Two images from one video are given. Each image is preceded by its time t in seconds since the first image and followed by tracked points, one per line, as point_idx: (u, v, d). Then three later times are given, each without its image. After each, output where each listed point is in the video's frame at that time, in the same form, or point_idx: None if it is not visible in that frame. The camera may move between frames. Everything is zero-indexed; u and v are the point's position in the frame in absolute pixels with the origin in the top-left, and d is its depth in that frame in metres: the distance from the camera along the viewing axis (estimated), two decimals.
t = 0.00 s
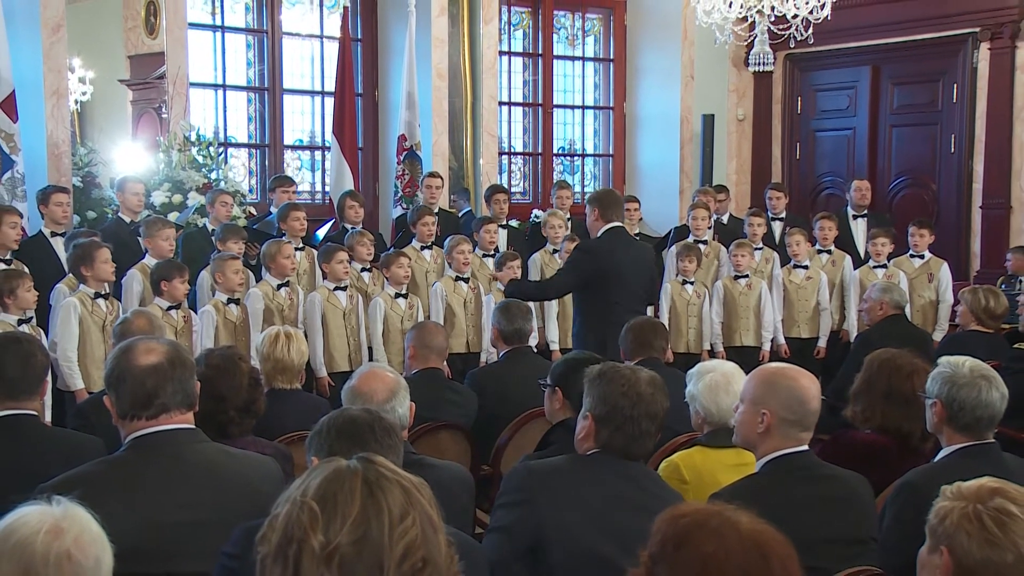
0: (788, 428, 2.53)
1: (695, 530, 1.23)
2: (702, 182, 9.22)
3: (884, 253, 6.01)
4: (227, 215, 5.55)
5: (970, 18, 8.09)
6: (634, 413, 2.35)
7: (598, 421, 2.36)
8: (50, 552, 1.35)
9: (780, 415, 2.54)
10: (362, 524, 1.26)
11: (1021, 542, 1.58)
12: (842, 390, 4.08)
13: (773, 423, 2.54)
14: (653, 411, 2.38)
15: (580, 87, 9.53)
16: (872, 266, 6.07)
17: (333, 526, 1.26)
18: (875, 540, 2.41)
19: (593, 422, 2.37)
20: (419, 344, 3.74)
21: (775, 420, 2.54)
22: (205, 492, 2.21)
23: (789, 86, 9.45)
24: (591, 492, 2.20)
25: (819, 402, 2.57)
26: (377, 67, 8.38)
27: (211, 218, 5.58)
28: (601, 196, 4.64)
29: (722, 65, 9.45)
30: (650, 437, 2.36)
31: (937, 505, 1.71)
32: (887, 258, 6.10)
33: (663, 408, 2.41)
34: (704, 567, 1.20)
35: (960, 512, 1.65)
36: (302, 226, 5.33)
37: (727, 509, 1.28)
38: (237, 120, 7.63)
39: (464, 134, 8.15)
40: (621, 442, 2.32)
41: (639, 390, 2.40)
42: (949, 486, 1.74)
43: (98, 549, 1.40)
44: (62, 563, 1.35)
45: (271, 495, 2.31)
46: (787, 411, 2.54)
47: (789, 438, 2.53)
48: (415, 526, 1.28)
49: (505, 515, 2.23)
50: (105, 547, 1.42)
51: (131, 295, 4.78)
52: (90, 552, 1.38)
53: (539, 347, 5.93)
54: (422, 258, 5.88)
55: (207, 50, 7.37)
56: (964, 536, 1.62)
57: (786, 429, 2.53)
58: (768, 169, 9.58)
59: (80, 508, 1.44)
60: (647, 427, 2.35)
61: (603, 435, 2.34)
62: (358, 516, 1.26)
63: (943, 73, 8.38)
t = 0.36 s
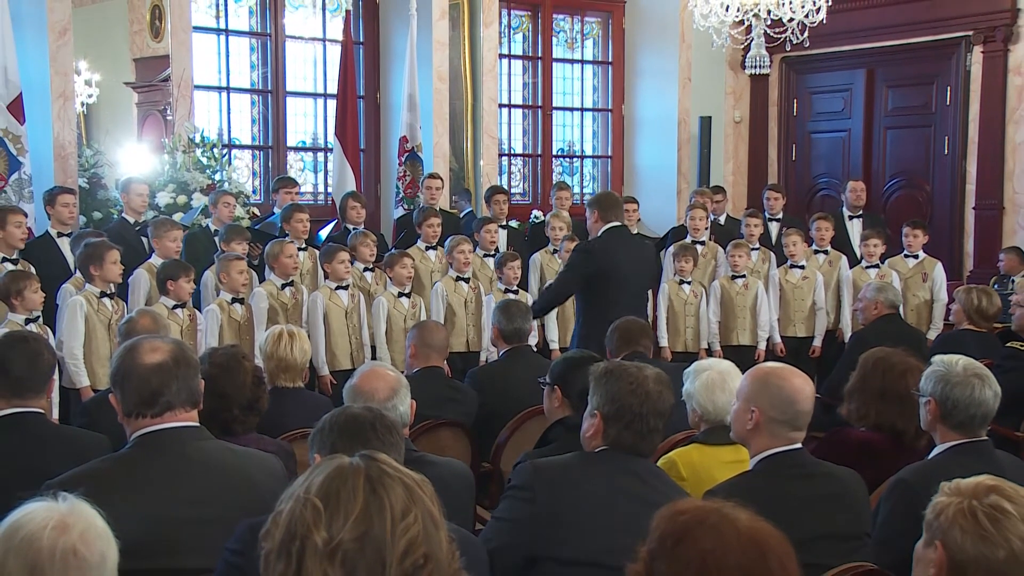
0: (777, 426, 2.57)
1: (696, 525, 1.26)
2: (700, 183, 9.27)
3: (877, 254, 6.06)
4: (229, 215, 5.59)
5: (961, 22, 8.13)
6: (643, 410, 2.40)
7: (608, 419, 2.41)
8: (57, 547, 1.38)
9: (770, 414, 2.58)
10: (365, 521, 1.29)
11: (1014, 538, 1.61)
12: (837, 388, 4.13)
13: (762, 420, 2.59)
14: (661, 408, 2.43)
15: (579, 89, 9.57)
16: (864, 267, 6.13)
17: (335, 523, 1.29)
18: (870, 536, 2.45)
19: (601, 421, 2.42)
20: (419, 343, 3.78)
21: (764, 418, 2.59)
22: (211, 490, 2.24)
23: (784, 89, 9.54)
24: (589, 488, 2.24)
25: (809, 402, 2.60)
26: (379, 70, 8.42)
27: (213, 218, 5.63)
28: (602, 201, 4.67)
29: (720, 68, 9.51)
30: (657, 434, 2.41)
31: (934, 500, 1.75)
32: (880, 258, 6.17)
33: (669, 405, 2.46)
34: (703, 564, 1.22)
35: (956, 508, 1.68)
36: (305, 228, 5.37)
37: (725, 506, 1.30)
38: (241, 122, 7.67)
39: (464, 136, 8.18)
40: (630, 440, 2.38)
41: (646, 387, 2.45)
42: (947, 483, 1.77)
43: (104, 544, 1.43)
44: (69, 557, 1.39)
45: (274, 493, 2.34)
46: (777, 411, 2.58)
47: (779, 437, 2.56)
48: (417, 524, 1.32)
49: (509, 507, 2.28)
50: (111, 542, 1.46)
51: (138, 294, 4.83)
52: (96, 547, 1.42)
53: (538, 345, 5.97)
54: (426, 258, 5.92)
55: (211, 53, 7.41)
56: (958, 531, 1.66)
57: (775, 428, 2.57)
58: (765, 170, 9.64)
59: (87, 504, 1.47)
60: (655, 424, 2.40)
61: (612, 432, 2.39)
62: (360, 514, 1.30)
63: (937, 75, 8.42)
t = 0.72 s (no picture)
0: (771, 424, 2.58)
1: (695, 524, 1.26)
2: (699, 184, 9.27)
3: (875, 254, 6.07)
4: (228, 215, 5.59)
5: (960, 22, 8.13)
6: (616, 411, 2.39)
7: (582, 423, 2.40)
8: (57, 548, 1.39)
9: (763, 410, 2.60)
10: (364, 521, 1.30)
11: (1012, 538, 1.61)
12: (836, 387, 4.14)
13: (756, 415, 2.61)
14: (634, 408, 2.42)
15: (578, 89, 9.57)
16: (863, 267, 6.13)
17: (334, 524, 1.29)
18: (870, 536, 2.45)
19: (576, 425, 2.42)
20: (419, 343, 3.78)
21: (758, 414, 2.61)
22: (211, 491, 2.24)
23: (783, 89, 9.55)
24: (586, 490, 2.25)
25: (807, 401, 2.61)
26: (379, 70, 8.42)
27: (212, 218, 5.62)
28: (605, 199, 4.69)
29: (719, 68, 9.52)
30: (633, 434, 2.39)
31: (934, 500, 1.75)
32: (879, 258, 6.17)
33: (642, 403, 2.45)
34: (702, 563, 1.23)
35: (954, 507, 1.69)
36: (306, 228, 5.38)
37: (724, 506, 1.31)
38: (241, 123, 7.67)
39: (464, 136, 8.19)
40: (604, 441, 2.36)
41: (617, 388, 2.44)
42: (946, 482, 1.78)
43: (104, 543, 1.44)
44: (70, 557, 1.39)
45: (275, 492, 2.34)
46: (771, 406, 2.60)
47: (776, 436, 2.57)
48: (416, 523, 1.32)
49: (491, 513, 2.29)
50: (110, 542, 1.46)
51: (139, 295, 4.83)
52: (96, 546, 1.42)
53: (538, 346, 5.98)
54: (430, 258, 5.90)
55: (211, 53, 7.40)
56: (957, 530, 1.66)
57: (770, 425, 2.58)
58: (764, 171, 9.65)
59: (86, 504, 1.47)
60: (629, 424, 2.39)
61: (587, 436, 2.38)
62: (359, 514, 1.30)
63: (935, 75, 8.43)
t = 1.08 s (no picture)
0: (773, 422, 2.58)
1: (692, 523, 1.26)
2: (699, 184, 9.27)
3: (877, 254, 6.06)
4: (226, 215, 5.59)
5: (959, 22, 8.13)
6: (563, 407, 2.41)
7: (537, 425, 2.42)
8: (57, 548, 1.39)
9: (767, 408, 2.60)
10: (364, 522, 1.29)
11: (1010, 537, 1.61)
12: (835, 387, 4.14)
13: (760, 413, 2.62)
14: (583, 402, 2.42)
15: (578, 89, 9.57)
16: (864, 266, 6.12)
17: (334, 524, 1.29)
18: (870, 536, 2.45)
19: (534, 429, 2.44)
20: (419, 344, 3.78)
21: (762, 412, 2.61)
22: (210, 490, 2.24)
23: (783, 89, 9.55)
24: (579, 487, 2.24)
25: (811, 400, 2.60)
26: (379, 70, 8.43)
27: (211, 218, 5.62)
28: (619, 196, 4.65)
29: (719, 68, 9.53)
30: (588, 427, 2.40)
31: (932, 500, 1.75)
32: (880, 259, 6.16)
33: (593, 397, 2.45)
34: (701, 563, 1.23)
35: (952, 508, 1.69)
36: (306, 228, 5.39)
37: (723, 506, 1.31)
38: (241, 123, 7.67)
39: (465, 136, 8.19)
40: (561, 438, 2.37)
41: (563, 385, 2.44)
42: (944, 483, 1.78)
43: (104, 544, 1.44)
44: (70, 557, 1.39)
45: (274, 492, 2.34)
46: (774, 405, 2.59)
47: (777, 435, 2.58)
48: (416, 524, 1.32)
49: (466, 521, 2.27)
50: (111, 541, 1.46)
51: (140, 295, 4.83)
52: (96, 547, 1.42)
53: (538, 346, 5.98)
54: (432, 258, 5.90)
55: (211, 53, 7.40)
56: (955, 530, 1.66)
57: (773, 424, 2.58)
58: (764, 170, 9.66)
59: (87, 504, 1.47)
60: (582, 419, 2.40)
61: (545, 436, 2.39)
62: (360, 514, 1.30)
63: (935, 75, 8.43)
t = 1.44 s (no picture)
0: (772, 422, 2.58)
1: (690, 523, 1.26)
2: (699, 184, 9.27)
3: (878, 253, 6.05)
4: (225, 215, 5.60)
5: (959, 22, 8.13)
6: (539, 410, 2.40)
7: (516, 428, 2.42)
8: (57, 548, 1.39)
9: (766, 408, 2.60)
10: (364, 521, 1.29)
11: (1006, 536, 1.62)
12: (835, 388, 4.14)
13: (758, 414, 2.62)
14: (560, 403, 2.42)
15: (578, 89, 9.57)
16: (864, 266, 6.12)
17: (334, 524, 1.29)
18: (870, 536, 2.46)
19: (513, 433, 2.44)
20: (419, 343, 3.78)
21: (760, 412, 2.61)
22: (209, 490, 2.24)
23: (783, 89, 9.55)
24: (569, 488, 2.24)
25: (809, 400, 2.60)
26: (379, 69, 8.42)
27: (210, 218, 5.62)
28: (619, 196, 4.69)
29: (719, 68, 9.53)
30: (566, 428, 2.39)
31: (927, 500, 1.75)
32: (880, 258, 6.15)
33: (569, 399, 2.45)
34: (700, 563, 1.23)
35: (947, 508, 1.69)
36: (306, 228, 5.39)
37: (722, 506, 1.31)
38: (241, 123, 7.67)
39: (464, 135, 8.18)
40: (538, 440, 2.37)
41: (538, 387, 2.44)
42: (938, 483, 1.78)
43: (104, 544, 1.44)
44: (70, 557, 1.39)
45: (274, 491, 2.34)
46: (773, 405, 2.59)
47: (776, 435, 2.58)
48: (415, 524, 1.32)
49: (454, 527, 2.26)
50: (110, 541, 1.46)
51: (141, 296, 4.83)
52: (95, 546, 1.42)
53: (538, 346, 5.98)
54: (433, 258, 5.90)
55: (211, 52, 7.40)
56: (950, 530, 1.66)
57: (772, 424, 2.58)
58: (764, 170, 9.66)
59: (87, 504, 1.47)
60: (560, 420, 2.39)
61: (523, 438, 2.39)
62: (359, 514, 1.30)
63: (935, 75, 8.43)
